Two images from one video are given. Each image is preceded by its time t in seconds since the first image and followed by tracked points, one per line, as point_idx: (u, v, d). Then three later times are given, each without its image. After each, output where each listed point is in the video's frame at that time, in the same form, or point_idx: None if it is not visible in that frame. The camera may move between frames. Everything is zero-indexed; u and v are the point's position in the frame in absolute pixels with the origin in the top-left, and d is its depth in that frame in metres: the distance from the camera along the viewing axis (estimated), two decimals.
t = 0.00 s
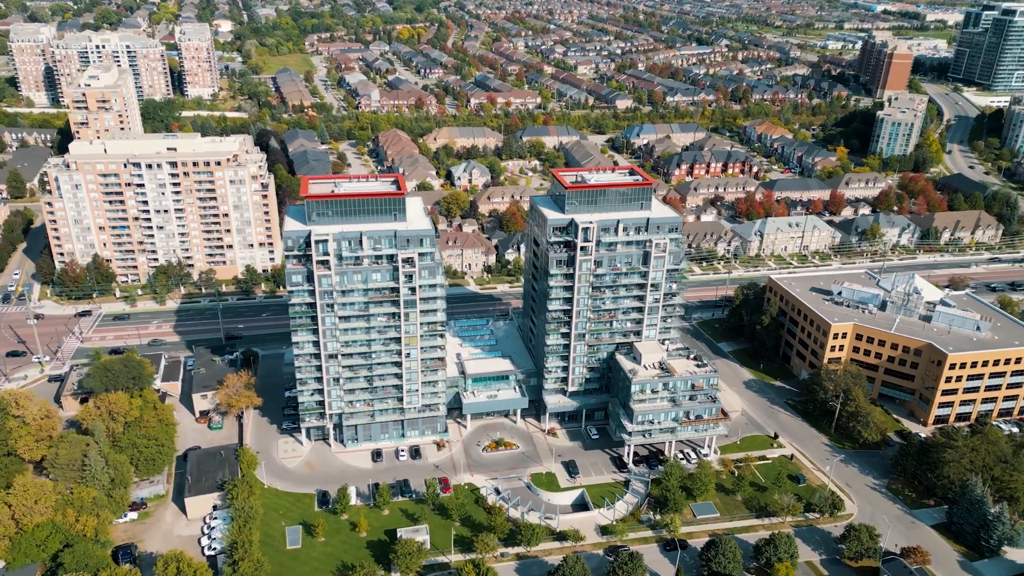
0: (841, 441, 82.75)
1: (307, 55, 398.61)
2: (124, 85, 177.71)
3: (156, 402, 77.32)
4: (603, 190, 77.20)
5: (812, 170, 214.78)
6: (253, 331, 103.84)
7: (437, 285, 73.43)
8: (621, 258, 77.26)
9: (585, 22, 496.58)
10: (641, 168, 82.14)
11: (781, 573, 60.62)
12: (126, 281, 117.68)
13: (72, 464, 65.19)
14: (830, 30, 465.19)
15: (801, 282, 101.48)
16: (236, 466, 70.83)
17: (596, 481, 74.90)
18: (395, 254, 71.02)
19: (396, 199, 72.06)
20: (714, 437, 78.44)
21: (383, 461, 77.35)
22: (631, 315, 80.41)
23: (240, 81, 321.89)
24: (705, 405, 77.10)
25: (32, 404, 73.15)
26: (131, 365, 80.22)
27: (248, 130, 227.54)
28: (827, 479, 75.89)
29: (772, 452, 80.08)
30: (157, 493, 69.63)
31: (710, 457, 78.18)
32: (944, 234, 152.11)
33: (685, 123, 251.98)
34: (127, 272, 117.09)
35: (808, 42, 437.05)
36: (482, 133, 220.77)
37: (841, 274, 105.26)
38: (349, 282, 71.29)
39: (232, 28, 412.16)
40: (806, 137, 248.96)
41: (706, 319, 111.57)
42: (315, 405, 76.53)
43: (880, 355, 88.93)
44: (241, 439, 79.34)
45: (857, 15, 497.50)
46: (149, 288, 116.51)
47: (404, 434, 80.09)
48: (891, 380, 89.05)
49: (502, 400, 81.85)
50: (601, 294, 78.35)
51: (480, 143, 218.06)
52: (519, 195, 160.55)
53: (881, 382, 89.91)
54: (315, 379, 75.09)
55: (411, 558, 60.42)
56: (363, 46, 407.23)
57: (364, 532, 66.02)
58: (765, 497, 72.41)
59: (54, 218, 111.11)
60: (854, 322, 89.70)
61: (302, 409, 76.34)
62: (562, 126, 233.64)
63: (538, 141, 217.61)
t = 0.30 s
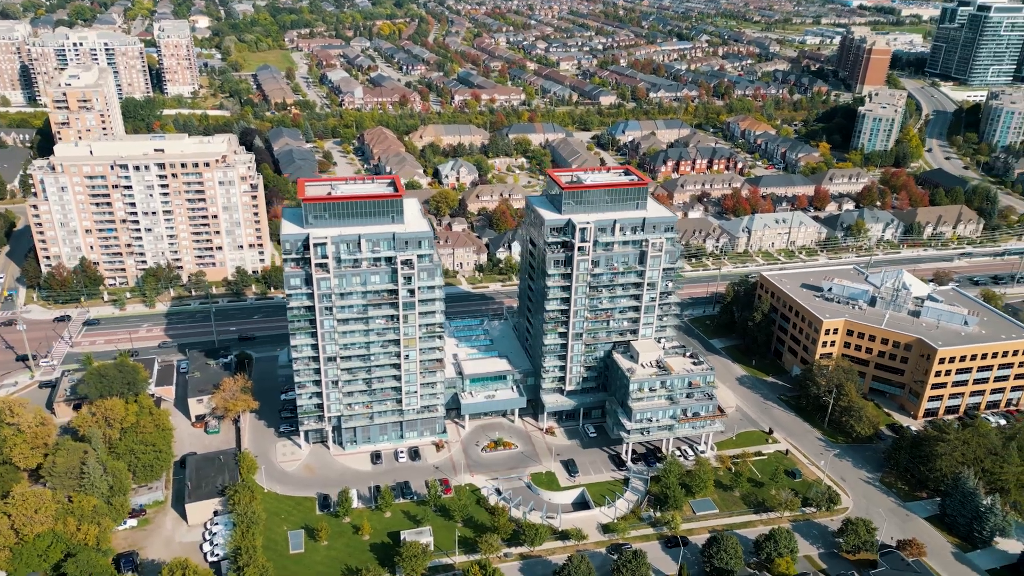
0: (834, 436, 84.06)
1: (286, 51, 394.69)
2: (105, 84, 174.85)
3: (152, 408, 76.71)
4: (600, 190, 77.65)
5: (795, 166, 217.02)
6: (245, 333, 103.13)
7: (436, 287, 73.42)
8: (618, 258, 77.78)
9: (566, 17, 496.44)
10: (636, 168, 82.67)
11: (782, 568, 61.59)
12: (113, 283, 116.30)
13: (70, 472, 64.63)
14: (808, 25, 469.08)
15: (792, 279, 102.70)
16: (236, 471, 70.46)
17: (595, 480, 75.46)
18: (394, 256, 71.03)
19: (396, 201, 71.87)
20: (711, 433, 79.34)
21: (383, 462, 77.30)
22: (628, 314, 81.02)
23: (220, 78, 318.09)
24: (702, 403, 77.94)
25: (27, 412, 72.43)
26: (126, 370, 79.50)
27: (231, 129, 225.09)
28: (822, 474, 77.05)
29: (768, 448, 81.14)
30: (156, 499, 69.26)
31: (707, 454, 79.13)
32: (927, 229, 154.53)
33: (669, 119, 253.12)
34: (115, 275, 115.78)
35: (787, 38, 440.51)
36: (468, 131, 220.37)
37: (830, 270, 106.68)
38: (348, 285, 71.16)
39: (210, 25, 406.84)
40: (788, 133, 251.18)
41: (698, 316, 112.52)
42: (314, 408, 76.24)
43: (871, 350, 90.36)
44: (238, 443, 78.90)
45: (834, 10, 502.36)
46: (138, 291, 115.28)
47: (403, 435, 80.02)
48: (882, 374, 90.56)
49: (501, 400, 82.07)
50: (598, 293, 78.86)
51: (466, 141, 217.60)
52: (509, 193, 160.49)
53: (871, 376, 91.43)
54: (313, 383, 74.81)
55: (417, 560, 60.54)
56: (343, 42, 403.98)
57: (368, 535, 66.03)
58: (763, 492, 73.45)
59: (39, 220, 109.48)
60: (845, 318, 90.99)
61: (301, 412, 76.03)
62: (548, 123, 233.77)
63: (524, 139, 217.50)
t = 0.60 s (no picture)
0: (827, 430, 85.35)
1: (266, 48, 390.80)
2: (86, 83, 171.99)
3: (149, 415, 76.15)
4: (595, 191, 78.09)
5: (779, 161, 219.37)
6: (238, 336, 102.50)
7: (434, 287, 73.37)
8: (614, 257, 78.35)
9: (546, 13, 496.18)
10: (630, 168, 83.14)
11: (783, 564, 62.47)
12: (101, 287, 114.83)
13: (69, 480, 63.91)
14: (786, 21, 472.97)
15: (783, 275, 103.99)
16: (236, 476, 70.06)
17: (595, 478, 76.02)
18: (393, 258, 71.00)
19: (392, 203, 71.67)
20: (707, 430, 80.23)
21: (382, 464, 77.24)
22: (624, 313, 81.64)
23: (200, 75, 314.51)
24: (699, 401, 78.76)
25: (22, 419, 71.53)
26: (120, 375, 78.70)
27: (214, 128, 222.84)
28: (817, 469, 78.19)
29: (763, 443, 82.20)
30: (155, 505, 68.82)
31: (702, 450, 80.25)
32: (910, 223, 157.01)
33: (654, 116, 254.18)
34: (103, 278, 114.26)
35: (765, 33, 443.86)
36: (454, 128, 220.02)
37: (819, 266, 108.03)
38: (346, 288, 70.99)
39: (187, 21, 401.52)
40: (771, 129, 253.38)
41: (689, 313, 113.46)
42: (313, 411, 75.98)
43: (862, 345, 91.78)
44: (237, 448, 78.51)
45: (811, 6, 507.24)
46: (127, 293, 113.93)
47: (402, 437, 79.91)
48: (872, 369, 92.04)
49: (498, 399, 82.25)
50: (595, 293, 79.42)
51: (452, 138, 217.25)
52: (497, 191, 160.51)
53: (862, 371, 92.91)
54: (312, 386, 74.54)
55: (422, 563, 60.71)
56: (324, 39, 400.66)
57: (371, 537, 66.09)
58: (759, 488, 74.43)
59: (25, 223, 107.77)
60: (836, 315, 92.27)
61: (300, 416, 75.80)
62: (533, 121, 233.94)
63: (510, 136, 217.48)
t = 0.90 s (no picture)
0: (820, 425, 86.65)
1: (245, 44, 386.19)
2: (66, 83, 169.25)
3: (146, 420, 75.52)
4: (591, 191, 78.39)
5: (763, 157, 221.20)
6: (231, 338, 101.80)
7: (433, 288, 73.34)
8: (611, 257, 78.84)
9: (527, 8, 495.59)
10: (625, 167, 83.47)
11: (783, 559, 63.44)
12: (88, 290, 113.44)
13: (67, 489, 63.32)
14: (764, 16, 476.31)
15: (773, 272, 105.16)
16: (236, 482, 69.70)
17: (595, 476, 76.61)
18: (392, 260, 70.85)
19: (391, 206, 71.38)
20: (703, 427, 81.11)
21: (383, 466, 77.23)
22: (621, 312, 82.20)
23: (179, 73, 310.30)
24: (695, 398, 79.53)
25: (16, 427, 70.57)
26: (115, 381, 77.88)
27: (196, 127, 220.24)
28: (813, 464, 79.35)
29: (758, 439, 83.28)
30: (154, 512, 68.32)
31: (700, 447, 81.08)
32: (893, 218, 159.33)
33: (638, 112, 255.00)
34: (90, 281, 112.86)
35: (744, 28, 447.06)
36: (439, 126, 219.35)
37: (808, 262, 109.36)
38: (345, 290, 70.80)
39: (164, 18, 395.71)
40: (754, 125, 255.45)
41: (681, 310, 114.35)
42: (312, 414, 75.76)
43: (852, 340, 93.17)
44: (236, 452, 78.02)
45: (790, 1, 510.51)
46: (115, 297, 112.65)
47: (401, 438, 79.90)
48: (863, 364, 93.50)
49: (496, 399, 82.49)
50: (592, 292, 79.89)
51: (438, 136, 216.52)
52: (486, 189, 160.39)
53: (853, 366, 94.34)
54: (311, 389, 74.32)
55: (427, 565, 60.92)
56: (304, 35, 396.78)
57: (374, 540, 66.19)
58: (757, 483, 75.46)
59: (10, 227, 106.09)
60: (826, 311, 93.57)
61: (298, 419, 75.47)
62: (518, 118, 233.83)
63: (496, 134, 217.40)
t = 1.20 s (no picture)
0: (812, 420, 87.96)
1: (223, 41, 381.40)
2: (45, 82, 166.31)
3: (143, 426, 74.88)
4: (587, 191, 78.81)
5: (746, 153, 223.03)
6: (224, 341, 101.11)
7: (432, 289, 73.41)
8: (607, 257, 79.38)
9: (506, 4, 494.44)
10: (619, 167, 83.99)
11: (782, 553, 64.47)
12: (75, 294, 111.99)
13: (66, 497, 62.65)
14: (742, 11, 479.39)
15: (764, 269, 106.33)
16: (236, 487, 69.37)
17: (593, 474, 77.26)
18: (390, 263, 70.79)
19: (388, 207, 71.62)
20: (699, 424, 82.04)
21: (382, 468, 77.26)
22: (617, 311, 82.81)
23: (157, 71, 306.06)
24: (691, 396, 80.38)
25: (11, 435, 69.62)
26: (110, 387, 77.06)
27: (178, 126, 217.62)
28: (807, 458, 80.60)
29: (753, 435, 84.40)
30: (153, 519, 67.80)
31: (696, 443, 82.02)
32: (876, 213, 161.64)
33: (622, 109, 255.89)
34: (77, 285, 111.52)
35: (723, 24, 449.41)
36: (425, 124, 218.62)
37: (796, 259, 110.74)
38: (343, 294, 70.77)
39: (141, 14, 389.57)
40: (737, 121, 257.29)
41: (672, 307, 115.29)
42: (311, 418, 75.53)
43: (842, 336, 94.56)
44: (234, 457, 77.58)
45: None
46: (103, 300, 111.34)
47: (400, 440, 79.94)
48: (853, 359, 94.99)
49: (494, 400, 82.75)
50: (589, 292, 80.42)
51: (423, 134, 215.73)
52: (474, 188, 159.99)
53: (843, 361, 95.77)
54: (309, 393, 74.08)
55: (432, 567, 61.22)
56: (283, 32, 392.90)
57: (377, 543, 66.35)
58: (753, 479, 76.52)
59: None
60: (817, 307, 94.86)
61: (297, 423, 75.22)
62: (503, 115, 233.70)
63: (482, 131, 217.11)
